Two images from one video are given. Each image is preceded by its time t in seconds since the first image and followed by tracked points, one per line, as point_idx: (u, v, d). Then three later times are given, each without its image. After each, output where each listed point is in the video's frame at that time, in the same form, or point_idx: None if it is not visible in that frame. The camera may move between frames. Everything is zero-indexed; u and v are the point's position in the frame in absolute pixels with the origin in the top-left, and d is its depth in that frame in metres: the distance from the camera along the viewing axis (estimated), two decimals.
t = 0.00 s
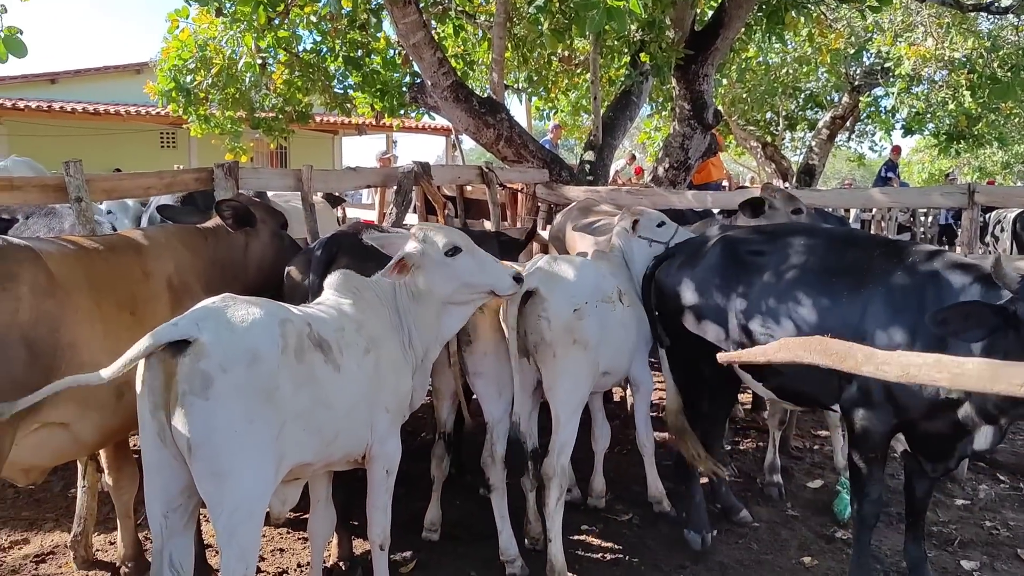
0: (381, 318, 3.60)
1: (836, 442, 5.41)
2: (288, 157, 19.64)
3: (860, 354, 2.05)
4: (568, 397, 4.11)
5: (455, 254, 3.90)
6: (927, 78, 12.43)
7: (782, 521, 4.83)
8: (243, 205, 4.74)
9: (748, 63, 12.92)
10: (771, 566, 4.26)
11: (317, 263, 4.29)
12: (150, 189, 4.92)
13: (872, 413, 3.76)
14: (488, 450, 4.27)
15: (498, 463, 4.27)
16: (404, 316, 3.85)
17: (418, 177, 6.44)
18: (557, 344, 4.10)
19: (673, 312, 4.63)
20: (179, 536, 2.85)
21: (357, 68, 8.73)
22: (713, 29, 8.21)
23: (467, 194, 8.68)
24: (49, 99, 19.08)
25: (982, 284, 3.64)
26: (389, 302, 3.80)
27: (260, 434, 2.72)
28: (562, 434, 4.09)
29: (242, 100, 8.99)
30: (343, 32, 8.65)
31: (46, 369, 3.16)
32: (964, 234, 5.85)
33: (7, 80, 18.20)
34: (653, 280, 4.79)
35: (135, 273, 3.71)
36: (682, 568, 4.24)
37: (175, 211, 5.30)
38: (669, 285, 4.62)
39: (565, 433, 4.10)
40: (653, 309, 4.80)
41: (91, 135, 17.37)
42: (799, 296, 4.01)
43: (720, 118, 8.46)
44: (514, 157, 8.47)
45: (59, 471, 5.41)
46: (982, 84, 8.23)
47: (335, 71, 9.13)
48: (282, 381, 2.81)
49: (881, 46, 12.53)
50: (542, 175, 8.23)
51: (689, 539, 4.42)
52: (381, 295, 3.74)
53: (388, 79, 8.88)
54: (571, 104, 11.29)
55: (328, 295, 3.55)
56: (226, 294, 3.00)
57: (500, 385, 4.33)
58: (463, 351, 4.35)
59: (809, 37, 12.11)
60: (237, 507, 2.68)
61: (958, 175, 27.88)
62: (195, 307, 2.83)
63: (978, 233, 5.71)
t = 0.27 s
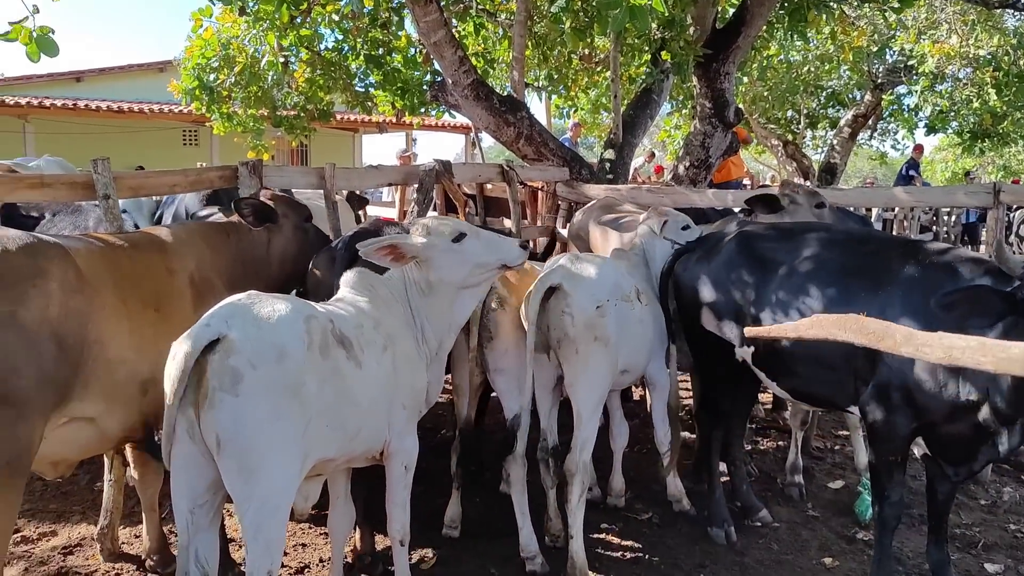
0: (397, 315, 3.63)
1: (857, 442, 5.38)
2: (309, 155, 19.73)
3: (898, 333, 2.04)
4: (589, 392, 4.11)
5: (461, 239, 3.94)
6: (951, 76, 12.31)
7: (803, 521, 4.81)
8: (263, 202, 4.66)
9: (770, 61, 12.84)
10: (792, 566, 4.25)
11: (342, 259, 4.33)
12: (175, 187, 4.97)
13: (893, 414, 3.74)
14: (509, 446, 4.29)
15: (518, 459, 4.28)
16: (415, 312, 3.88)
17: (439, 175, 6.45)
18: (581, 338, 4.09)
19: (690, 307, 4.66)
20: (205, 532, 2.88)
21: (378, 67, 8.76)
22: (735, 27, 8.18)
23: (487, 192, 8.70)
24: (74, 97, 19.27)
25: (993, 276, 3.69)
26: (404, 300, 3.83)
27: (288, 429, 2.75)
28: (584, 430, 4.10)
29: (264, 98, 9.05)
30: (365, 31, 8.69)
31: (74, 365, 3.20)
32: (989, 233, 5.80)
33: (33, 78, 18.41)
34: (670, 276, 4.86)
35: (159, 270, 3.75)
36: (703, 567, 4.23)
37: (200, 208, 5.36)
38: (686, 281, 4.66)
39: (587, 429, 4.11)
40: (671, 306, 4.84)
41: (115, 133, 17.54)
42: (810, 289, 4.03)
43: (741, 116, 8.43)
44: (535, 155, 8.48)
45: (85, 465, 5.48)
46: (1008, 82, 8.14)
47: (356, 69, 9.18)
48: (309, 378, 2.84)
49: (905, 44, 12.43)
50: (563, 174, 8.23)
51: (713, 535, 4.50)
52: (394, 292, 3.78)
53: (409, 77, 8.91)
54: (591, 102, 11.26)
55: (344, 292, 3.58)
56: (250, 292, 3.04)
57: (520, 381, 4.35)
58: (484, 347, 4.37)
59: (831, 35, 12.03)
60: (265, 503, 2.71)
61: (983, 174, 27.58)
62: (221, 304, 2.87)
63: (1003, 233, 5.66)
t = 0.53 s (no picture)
0: (413, 314, 3.65)
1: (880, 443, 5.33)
2: (329, 154, 19.83)
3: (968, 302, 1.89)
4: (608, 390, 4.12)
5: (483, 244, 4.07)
6: (975, 75, 12.18)
7: (824, 522, 4.78)
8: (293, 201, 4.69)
9: (791, 60, 12.77)
10: (813, 567, 4.22)
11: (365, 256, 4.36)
12: (200, 185, 5.01)
13: (912, 417, 3.70)
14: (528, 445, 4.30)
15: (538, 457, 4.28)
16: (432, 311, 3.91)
17: (459, 174, 6.47)
18: (602, 335, 4.09)
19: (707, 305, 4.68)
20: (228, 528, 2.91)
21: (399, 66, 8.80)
22: (756, 26, 8.13)
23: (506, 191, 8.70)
24: (98, 96, 19.47)
25: (1001, 272, 3.60)
26: (421, 299, 3.85)
27: (314, 426, 2.77)
28: (605, 428, 4.10)
29: (286, 97, 9.11)
30: (386, 30, 8.72)
31: (101, 361, 3.24)
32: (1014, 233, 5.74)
33: (58, 78, 18.62)
34: (689, 271, 4.89)
35: (183, 267, 3.79)
36: (723, 567, 4.22)
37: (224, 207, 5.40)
38: (703, 277, 4.68)
39: (607, 428, 4.10)
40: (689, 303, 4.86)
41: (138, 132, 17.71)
42: (824, 283, 4.04)
43: (762, 115, 8.38)
44: (555, 155, 8.48)
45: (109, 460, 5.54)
46: None
47: (377, 69, 9.22)
48: (334, 375, 2.86)
49: (928, 42, 12.32)
50: (583, 173, 8.22)
51: (734, 536, 4.48)
52: (410, 291, 3.80)
53: (429, 76, 8.93)
54: (611, 101, 11.24)
55: (361, 289, 3.59)
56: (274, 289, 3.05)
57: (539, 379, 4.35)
58: (504, 346, 4.37)
59: (853, 33, 11.94)
60: (290, 500, 2.73)
61: (1007, 174, 27.27)
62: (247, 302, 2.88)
63: None
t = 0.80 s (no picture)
0: (420, 315, 3.65)
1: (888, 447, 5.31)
2: (337, 155, 19.86)
3: None
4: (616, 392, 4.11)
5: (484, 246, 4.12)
6: (984, 76, 12.13)
7: (832, 526, 4.77)
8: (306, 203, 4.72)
9: (799, 62, 12.74)
10: (821, 571, 4.21)
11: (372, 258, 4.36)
12: (209, 187, 5.03)
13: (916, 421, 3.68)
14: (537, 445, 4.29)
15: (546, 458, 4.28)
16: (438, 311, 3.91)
17: (467, 176, 6.47)
18: (609, 336, 4.09)
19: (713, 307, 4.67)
20: (237, 529, 2.91)
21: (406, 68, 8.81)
22: (764, 28, 8.12)
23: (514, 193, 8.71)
24: (107, 97, 19.55)
25: (1000, 275, 3.56)
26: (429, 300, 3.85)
27: (322, 428, 2.78)
28: (613, 430, 4.10)
29: (294, 99, 9.13)
30: (393, 32, 8.73)
31: (106, 362, 3.25)
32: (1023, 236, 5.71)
33: (68, 79, 18.70)
34: (695, 272, 4.87)
35: (190, 268, 3.80)
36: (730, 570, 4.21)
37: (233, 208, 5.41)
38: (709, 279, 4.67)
39: (615, 429, 4.10)
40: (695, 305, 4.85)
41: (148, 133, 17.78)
42: (825, 279, 4.07)
43: (770, 117, 8.37)
44: (562, 156, 8.48)
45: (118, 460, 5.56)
46: None
47: (385, 71, 9.23)
48: (342, 377, 2.87)
49: (937, 44, 12.28)
50: (590, 174, 8.22)
51: (741, 539, 4.47)
52: (416, 292, 3.80)
53: (437, 78, 8.94)
54: (618, 103, 11.23)
55: (369, 291, 3.59)
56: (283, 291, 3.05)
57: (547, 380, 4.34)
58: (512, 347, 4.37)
59: (862, 35, 11.91)
60: (299, 502, 2.74)
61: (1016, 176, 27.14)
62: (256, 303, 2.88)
63: None
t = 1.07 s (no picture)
0: (410, 318, 3.64)
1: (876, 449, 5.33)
2: (326, 158, 19.81)
3: None
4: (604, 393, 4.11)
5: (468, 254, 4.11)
6: (971, 80, 12.20)
7: (820, 528, 4.78)
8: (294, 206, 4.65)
9: (788, 65, 12.80)
10: (808, 573, 4.22)
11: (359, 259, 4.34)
12: (195, 189, 5.01)
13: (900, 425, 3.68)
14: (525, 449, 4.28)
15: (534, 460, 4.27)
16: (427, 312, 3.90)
17: (456, 178, 6.46)
18: (597, 337, 4.09)
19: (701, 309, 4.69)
20: (222, 534, 2.90)
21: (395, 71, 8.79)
22: (753, 31, 8.14)
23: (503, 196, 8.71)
24: (95, 99, 19.44)
25: (975, 276, 3.59)
26: (417, 303, 3.83)
27: (308, 431, 2.77)
28: (601, 432, 4.09)
29: (283, 101, 9.10)
30: (382, 34, 8.71)
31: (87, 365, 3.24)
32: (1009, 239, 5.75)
33: (55, 81, 18.59)
34: (685, 274, 4.88)
35: (175, 272, 3.78)
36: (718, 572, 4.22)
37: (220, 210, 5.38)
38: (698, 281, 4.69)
39: (603, 431, 4.10)
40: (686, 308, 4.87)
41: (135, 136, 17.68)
42: (808, 278, 4.09)
43: (758, 120, 8.39)
44: (552, 159, 8.48)
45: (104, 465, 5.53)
46: None
47: (373, 73, 9.21)
48: (329, 380, 2.85)
49: (925, 48, 12.34)
50: (579, 177, 8.22)
51: (729, 541, 4.48)
52: (406, 294, 3.79)
53: (426, 81, 8.92)
54: (607, 106, 11.24)
55: (360, 294, 3.57)
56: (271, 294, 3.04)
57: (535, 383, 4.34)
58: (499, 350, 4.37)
59: (850, 38, 11.96)
60: (284, 506, 2.73)
61: (1003, 179, 27.29)
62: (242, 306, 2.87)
63: None
